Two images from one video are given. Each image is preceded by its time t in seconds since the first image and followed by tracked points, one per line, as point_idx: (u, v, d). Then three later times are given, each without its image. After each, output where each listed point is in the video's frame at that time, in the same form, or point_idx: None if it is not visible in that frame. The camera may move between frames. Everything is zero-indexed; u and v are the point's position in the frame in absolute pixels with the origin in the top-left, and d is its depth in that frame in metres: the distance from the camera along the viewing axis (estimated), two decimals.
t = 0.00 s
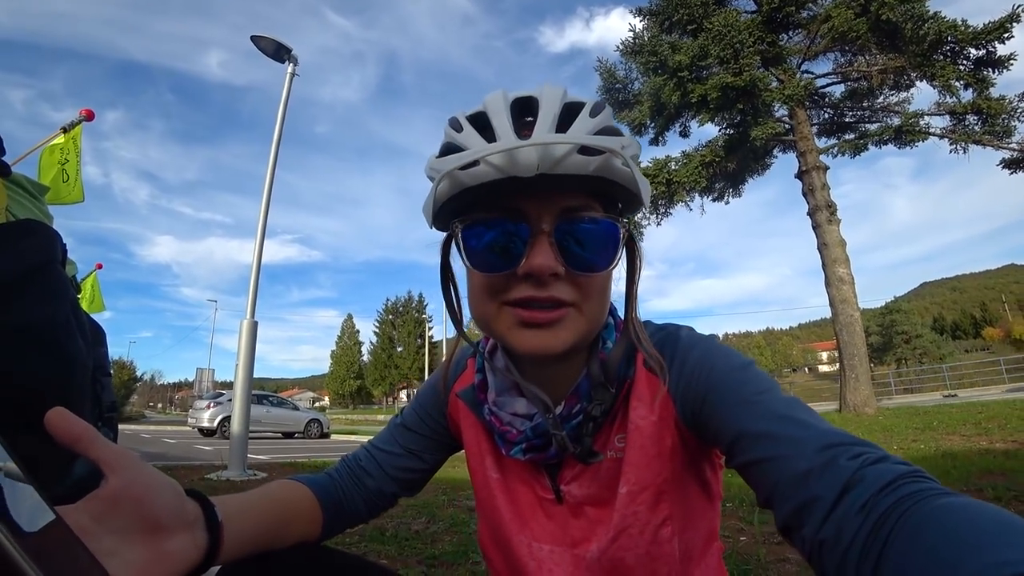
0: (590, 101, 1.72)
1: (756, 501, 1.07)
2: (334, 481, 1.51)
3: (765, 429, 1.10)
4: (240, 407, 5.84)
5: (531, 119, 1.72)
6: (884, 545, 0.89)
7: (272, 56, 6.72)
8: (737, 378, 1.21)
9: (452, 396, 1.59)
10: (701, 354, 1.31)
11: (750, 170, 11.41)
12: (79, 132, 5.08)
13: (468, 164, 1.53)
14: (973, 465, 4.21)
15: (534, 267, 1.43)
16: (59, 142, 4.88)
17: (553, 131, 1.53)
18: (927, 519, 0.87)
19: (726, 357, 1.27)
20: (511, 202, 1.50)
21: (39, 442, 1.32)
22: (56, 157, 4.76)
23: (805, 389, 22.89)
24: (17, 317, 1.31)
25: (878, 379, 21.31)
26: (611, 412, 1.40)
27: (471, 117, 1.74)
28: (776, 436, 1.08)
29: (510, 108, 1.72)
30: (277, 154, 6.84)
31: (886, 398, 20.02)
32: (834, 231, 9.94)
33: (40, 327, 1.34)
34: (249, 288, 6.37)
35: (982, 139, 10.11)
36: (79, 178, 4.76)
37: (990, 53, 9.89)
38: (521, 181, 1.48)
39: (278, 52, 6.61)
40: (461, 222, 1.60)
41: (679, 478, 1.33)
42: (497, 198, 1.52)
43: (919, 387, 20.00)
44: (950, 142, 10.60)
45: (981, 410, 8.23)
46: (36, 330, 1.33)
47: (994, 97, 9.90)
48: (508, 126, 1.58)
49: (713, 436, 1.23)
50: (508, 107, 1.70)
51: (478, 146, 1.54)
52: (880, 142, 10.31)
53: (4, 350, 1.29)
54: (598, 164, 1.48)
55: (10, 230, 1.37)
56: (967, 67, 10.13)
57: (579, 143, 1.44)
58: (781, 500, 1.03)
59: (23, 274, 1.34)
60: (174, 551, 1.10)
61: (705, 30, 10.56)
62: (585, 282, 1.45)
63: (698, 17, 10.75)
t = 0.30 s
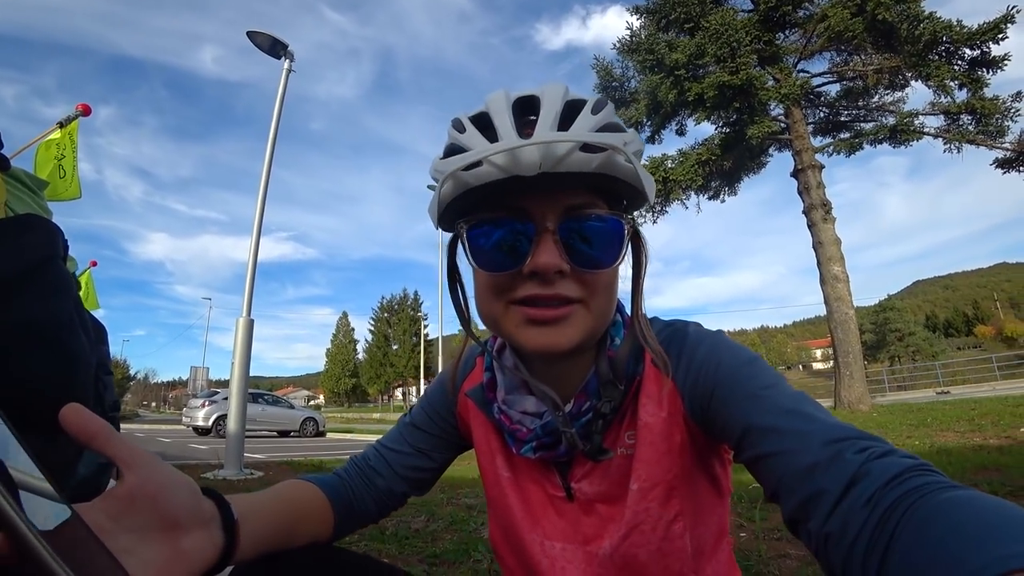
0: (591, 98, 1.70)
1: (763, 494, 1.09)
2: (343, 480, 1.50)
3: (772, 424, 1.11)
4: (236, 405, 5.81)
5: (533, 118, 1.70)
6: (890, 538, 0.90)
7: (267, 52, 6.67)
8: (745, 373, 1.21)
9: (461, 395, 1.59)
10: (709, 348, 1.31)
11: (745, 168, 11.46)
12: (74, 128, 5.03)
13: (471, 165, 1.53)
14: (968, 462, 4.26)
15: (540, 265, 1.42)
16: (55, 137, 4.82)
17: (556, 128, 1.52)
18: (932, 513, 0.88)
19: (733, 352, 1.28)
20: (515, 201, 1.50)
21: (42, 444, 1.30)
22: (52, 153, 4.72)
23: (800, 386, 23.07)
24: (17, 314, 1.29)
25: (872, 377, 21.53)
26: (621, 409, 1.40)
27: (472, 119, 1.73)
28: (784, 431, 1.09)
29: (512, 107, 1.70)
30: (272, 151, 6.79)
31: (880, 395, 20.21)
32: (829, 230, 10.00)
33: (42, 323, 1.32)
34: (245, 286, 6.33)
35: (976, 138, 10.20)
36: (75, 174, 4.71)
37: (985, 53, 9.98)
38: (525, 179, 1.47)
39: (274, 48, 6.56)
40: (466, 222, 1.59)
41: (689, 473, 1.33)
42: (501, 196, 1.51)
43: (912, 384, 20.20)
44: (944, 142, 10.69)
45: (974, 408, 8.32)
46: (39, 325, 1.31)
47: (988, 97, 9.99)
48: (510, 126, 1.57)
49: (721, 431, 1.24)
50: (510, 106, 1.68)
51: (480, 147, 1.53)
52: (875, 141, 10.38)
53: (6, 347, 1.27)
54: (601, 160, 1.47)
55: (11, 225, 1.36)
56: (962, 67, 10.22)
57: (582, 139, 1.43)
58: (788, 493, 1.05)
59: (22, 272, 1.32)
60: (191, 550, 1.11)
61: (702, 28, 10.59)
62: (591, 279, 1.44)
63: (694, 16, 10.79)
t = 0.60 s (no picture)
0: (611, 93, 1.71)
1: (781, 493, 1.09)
2: (361, 482, 1.55)
3: (790, 422, 1.11)
4: (227, 403, 5.73)
5: (553, 114, 1.70)
6: (912, 537, 0.90)
7: (261, 46, 6.58)
8: (765, 370, 1.21)
9: (478, 396, 1.63)
10: (729, 344, 1.31)
11: (737, 171, 11.55)
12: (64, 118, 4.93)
13: (492, 162, 1.52)
14: (958, 463, 4.33)
15: (563, 263, 1.42)
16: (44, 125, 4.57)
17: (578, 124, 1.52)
18: (955, 513, 0.88)
19: (753, 348, 1.28)
20: (537, 198, 1.49)
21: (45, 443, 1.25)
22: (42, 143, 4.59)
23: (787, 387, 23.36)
24: (17, 308, 1.25)
25: (858, 378, 21.89)
26: (644, 408, 1.41)
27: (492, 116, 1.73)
28: (802, 428, 1.09)
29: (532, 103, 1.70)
30: (265, 146, 6.70)
31: (866, 397, 20.55)
32: (819, 232, 10.12)
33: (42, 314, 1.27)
34: (237, 282, 6.25)
35: (963, 144, 10.39)
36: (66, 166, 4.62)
37: (974, 60, 10.17)
38: (546, 176, 1.47)
39: (268, 41, 6.48)
40: (487, 219, 1.59)
41: (711, 471, 1.34)
42: (522, 193, 1.51)
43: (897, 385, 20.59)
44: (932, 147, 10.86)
45: (958, 410, 8.49)
46: (39, 317, 1.27)
47: (975, 104, 10.18)
48: (532, 122, 1.57)
49: (740, 427, 1.24)
50: (530, 102, 1.68)
51: (502, 143, 1.53)
52: (865, 146, 10.53)
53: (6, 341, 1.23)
54: (623, 156, 1.47)
55: (11, 214, 1.31)
56: (951, 74, 10.41)
57: (604, 136, 1.43)
58: (806, 492, 1.04)
59: (22, 263, 1.28)
60: (217, 553, 1.11)
61: (697, 31, 10.69)
62: (613, 277, 1.44)
63: (689, 18, 10.89)
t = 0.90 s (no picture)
0: (616, 85, 1.71)
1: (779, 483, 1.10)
2: (355, 468, 1.54)
3: (788, 413, 1.12)
4: (209, 390, 5.66)
5: (558, 103, 1.70)
6: (911, 527, 0.90)
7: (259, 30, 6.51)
8: (762, 363, 1.22)
9: (475, 385, 1.62)
10: (728, 338, 1.32)
11: (728, 180, 11.65)
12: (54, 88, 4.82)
13: (495, 149, 1.52)
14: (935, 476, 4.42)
15: (563, 251, 1.41)
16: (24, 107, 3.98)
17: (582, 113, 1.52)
18: (953, 502, 0.88)
19: (751, 342, 1.29)
20: (539, 186, 1.49)
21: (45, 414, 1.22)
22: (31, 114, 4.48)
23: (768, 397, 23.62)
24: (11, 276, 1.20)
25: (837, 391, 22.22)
26: (640, 400, 1.41)
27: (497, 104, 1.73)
28: (799, 421, 1.10)
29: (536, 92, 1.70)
30: (257, 132, 6.62)
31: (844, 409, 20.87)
32: (806, 244, 10.24)
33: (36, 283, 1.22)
34: (224, 268, 6.17)
35: (949, 165, 10.60)
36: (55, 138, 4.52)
37: (964, 83, 10.38)
38: (549, 164, 1.47)
39: (266, 25, 6.41)
40: (488, 207, 1.59)
41: (707, 464, 1.35)
42: (524, 182, 1.51)
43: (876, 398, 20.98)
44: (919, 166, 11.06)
45: (933, 425, 8.65)
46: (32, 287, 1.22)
47: (963, 126, 10.39)
48: (536, 110, 1.57)
49: (737, 420, 1.25)
50: (534, 91, 1.68)
51: (505, 131, 1.53)
52: (855, 161, 10.69)
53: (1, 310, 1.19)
54: (626, 146, 1.47)
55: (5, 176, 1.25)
56: (941, 96, 10.62)
57: (608, 124, 1.43)
58: (804, 482, 1.05)
59: (16, 229, 1.23)
60: (216, 524, 1.10)
61: (696, 39, 10.81)
62: (614, 268, 1.43)
63: (689, 26, 10.99)
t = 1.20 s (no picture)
0: (613, 87, 1.71)
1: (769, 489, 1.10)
2: (348, 469, 1.53)
3: (781, 419, 1.13)
4: (191, 386, 5.58)
5: (554, 106, 1.70)
6: (899, 533, 0.91)
7: (248, 22, 6.42)
8: (756, 369, 1.23)
9: (469, 387, 1.61)
10: (722, 343, 1.33)
11: (715, 183, 11.74)
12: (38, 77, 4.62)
13: (491, 151, 1.52)
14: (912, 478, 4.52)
15: (558, 255, 1.42)
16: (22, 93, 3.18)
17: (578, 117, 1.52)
18: (940, 511, 0.89)
19: (745, 348, 1.30)
20: (536, 188, 1.49)
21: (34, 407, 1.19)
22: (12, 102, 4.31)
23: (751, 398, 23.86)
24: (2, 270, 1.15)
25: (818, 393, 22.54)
26: (634, 405, 1.41)
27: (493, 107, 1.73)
28: (792, 426, 1.10)
29: (533, 95, 1.70)
30: (244, 125, 6.54)
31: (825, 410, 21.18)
32: (791, 248, 10.36)
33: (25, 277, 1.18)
34: (208, 263, 6.10)
35: (931, 173, 10.78)
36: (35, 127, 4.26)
37: (947, 93, 10.57)
38: (545, 168, 1.47)
39: (255, 17, 6.33)
40: (483, 209, 1.59)
41: (700, 468, 1.35)
42: (520, 185, 1.50)
43: (856, 400, 21.39)
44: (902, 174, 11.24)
45: (912, 428, 8.81)
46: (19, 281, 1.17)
47: (946, 135, 10.57)
48: (532, 112, 1.56)
49: (731, 424, 1.26)
50: (531, 94, 1.67)
51: (501, 133, 1.53)
52: (840, 168, 10.83)
53: None
54: (622, 150, 1.47)
55: None
56: (925, 105, 10.80)
57: (604, 128, 1.43)
58: (793, 488, 1.06)
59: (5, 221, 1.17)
60: (206, 530, 1.08)
61: (686, 43, 10.89)
62: (609, 273, 1.43)
63: (679, 30, 11.06)
